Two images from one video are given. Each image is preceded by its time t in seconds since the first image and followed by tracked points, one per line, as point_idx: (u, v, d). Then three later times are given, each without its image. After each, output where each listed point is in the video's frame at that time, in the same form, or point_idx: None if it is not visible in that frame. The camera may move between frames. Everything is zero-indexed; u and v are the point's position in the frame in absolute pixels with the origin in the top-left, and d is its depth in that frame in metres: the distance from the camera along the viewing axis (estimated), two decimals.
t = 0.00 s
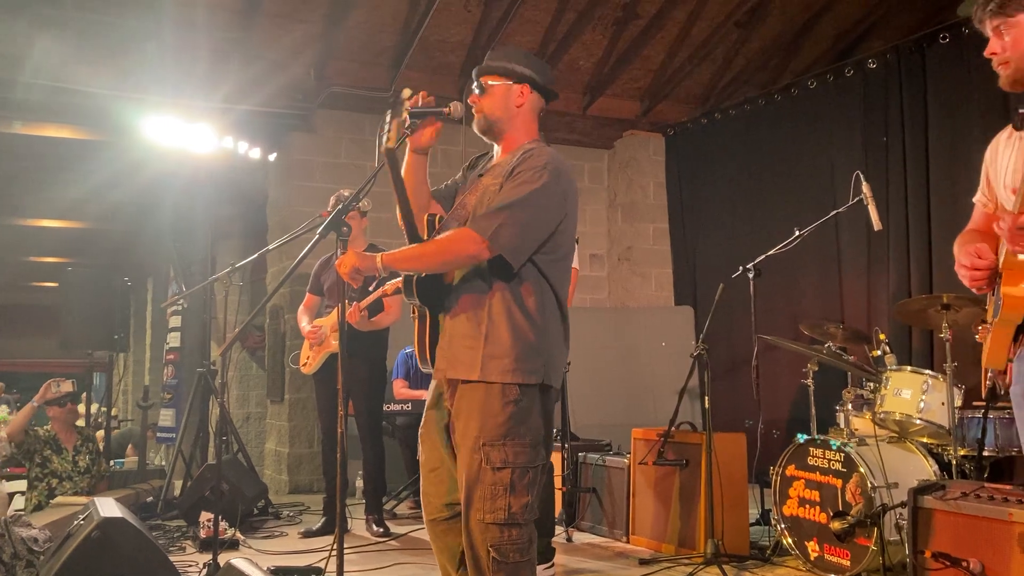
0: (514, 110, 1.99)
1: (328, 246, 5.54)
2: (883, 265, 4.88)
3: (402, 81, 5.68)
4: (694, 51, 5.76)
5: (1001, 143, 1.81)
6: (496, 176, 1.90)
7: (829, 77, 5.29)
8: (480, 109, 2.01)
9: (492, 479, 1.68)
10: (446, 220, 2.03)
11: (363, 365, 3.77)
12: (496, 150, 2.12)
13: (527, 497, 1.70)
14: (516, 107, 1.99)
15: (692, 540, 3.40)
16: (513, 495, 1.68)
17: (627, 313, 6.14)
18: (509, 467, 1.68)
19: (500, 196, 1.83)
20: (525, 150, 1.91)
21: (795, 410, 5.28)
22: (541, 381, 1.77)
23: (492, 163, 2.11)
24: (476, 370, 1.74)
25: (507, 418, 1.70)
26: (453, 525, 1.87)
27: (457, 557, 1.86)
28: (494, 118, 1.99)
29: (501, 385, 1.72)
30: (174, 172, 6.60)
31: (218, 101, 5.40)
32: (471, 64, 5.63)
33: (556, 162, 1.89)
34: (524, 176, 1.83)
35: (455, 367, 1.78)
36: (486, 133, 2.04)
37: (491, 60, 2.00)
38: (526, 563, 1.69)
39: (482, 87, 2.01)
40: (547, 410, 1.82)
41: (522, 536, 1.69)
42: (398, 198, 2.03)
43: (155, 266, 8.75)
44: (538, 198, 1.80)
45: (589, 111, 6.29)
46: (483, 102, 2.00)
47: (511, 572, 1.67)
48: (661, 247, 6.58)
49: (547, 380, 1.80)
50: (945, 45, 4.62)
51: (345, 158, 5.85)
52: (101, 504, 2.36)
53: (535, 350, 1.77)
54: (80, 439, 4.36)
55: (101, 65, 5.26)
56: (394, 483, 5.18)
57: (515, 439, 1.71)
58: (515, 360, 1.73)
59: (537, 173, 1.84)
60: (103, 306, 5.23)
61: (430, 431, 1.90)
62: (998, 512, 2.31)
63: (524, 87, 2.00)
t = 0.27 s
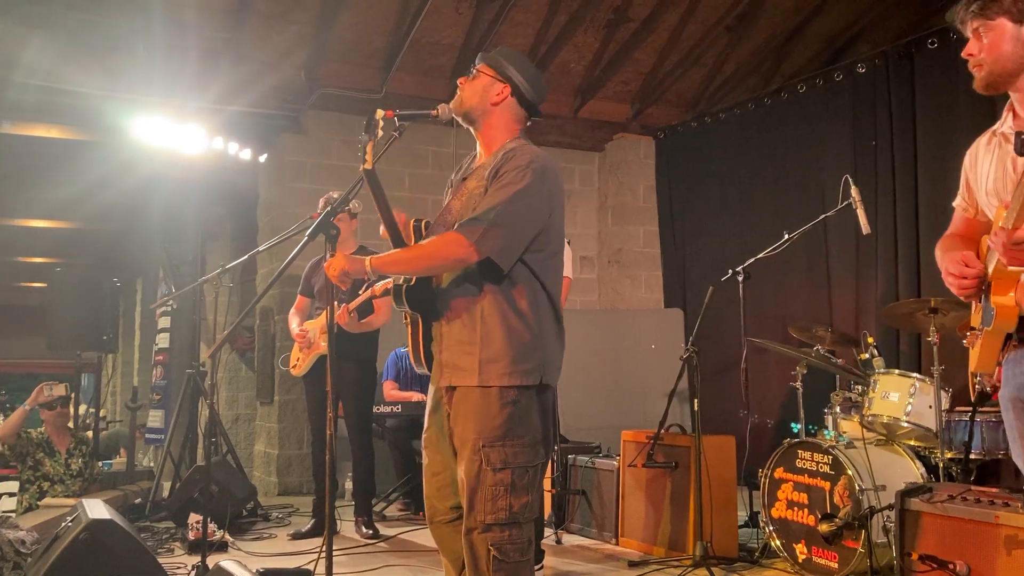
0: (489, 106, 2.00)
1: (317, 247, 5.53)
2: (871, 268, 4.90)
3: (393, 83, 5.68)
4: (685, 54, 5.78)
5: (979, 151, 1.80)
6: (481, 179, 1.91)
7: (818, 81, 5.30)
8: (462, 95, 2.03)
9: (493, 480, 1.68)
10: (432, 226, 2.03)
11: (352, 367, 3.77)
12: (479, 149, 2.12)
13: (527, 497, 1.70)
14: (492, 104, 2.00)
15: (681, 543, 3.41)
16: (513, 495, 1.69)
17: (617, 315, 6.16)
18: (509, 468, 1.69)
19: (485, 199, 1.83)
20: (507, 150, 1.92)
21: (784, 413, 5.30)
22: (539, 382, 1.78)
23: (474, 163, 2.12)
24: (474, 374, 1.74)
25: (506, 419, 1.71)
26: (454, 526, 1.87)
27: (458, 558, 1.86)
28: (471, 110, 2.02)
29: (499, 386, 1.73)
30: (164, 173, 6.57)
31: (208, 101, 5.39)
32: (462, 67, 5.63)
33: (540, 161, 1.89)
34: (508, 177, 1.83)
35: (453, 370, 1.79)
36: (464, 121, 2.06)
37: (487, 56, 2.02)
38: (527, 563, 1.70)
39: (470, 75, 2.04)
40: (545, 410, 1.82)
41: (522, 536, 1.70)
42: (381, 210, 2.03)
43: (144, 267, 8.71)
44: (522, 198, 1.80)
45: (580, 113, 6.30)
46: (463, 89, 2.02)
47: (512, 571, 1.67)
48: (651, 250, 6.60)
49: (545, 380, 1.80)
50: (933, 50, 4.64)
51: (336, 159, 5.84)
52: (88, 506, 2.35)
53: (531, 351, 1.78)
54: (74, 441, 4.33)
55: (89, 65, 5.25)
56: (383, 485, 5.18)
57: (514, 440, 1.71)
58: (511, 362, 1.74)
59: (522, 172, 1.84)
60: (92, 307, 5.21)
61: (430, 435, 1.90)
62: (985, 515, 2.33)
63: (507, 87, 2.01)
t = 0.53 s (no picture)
0: (482, 115, 2.01)
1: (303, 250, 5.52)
2: (855, 273, 4.93)
3: (380, 85, 5.67)
4: (672, 59, 5.79)
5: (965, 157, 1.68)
6: (472, 183, 1.91)
7: (804, 87, 5.30)
8: (455, 108, 2.03)
9: (469, 485, 1.68)
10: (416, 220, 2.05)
11: (338, 370, 3.76)
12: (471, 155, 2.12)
13: (504, 503, 1.70)
14: (485, 112, 2.01)
15: (666, 546, 3.42)
16: (489, 500, 1.68)
17: (604, 319, 6.17)
18: (486, 473, 1.69)
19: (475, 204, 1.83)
20: (499, 157, 1.92)
21: (768, 417, 5.33)
22: (516, 388, 1.78)
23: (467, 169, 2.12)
24: (451, 377, 1.75)
25: (483, 423, 1.71)
26: (430, 530, 1.87)
27: (433, 563, 1.86)
28: (464, 122, 2.02)
29: (477, 391, 1.73)
30: (150, 174, 6.55)
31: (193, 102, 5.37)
32: (449, 70, 5.63)
33: (530, 167, 1.89)
34: (500, 183, 1.83)
35: (429, 372, 1.79)
36: (459, 135, 2.06)
37: (476, 62, 2.02)
38: (503, 569, 1.70)
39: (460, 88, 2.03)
40: (522, 415, 1.83)
41: (498, 541, 1.70)
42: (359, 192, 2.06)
43: (129, 269, 8.67)
44: (512, 204, 1.80)
45: (567, 118, 6.31)
46: (456, 103, 2.02)
47: None
48: (637, 254, 6.62)
49: (523, 387, 1.80)
50: (918, 57, 4.67)
51: (322, 161, 5.83)
52: (72, 509, 2.34)
53: (511, 356, 1.78)
54: (55, 444, 4.31)
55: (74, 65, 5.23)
56: (369, 488, 5.17)
57: (491, 445, 1.71)
58: (488, 367, 1.74)
59: (513, 178, 1.84)
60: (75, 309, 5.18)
61: (407, 438, 1.90)
62: (968, 519, 2.35)
63: (496, 92, 2.01)
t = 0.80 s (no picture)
0: (460, 116, 2.01)
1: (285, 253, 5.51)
2: (834, 279, 4.97)
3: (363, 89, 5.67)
4: (654, 66, 5.82)
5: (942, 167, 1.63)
6: (453, 191, 1.89)
7: (785, 94, 5.37)
8: (433, 109, 2.04)
9: (455, 489, 1.68)
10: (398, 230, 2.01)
11: (319, 375, 3.75)
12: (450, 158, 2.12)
13: (490, 507, 1.71)
14: (463, 112, 2.01)
15: (647, 550, 3.44)
16: (476, 504, 1.69)
17: (585, 323, 6.19)
18: (472, 477, 1.69)
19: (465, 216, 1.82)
20: (477, 160, 1.91)
21: (748, 421, 5.36)
22: (501, 394, 1.78)
23: (444, 173, 2.11)
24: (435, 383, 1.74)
25: (469, 428, 1.71)
26: (418, 535, 1.88)
27: (421, 567, 1.86)
28: (443, 121, 2.02)
29: (462, 396, 1.73)
30: (129, 176, 6.51)
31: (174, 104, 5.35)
32: (432, 74, 5.64)
33: (511, 169, 1.86)
34: (484, 186, 1.83)
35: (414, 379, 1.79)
36: (437, 134, 2.07)
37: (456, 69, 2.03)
38: (490, 572, 1.71)
39: (441, 87, 2.04)
40: (508, 420, 1.83)
41: (485, 545, 1.70)
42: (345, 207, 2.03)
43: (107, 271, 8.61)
44: (500, 209, 1.79)
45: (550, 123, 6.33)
46: (435, 102, 2.03)
47: None
48: (619, 259, 6.64)
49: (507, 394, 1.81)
50: (897, 66, 4.73)
51: (304, 164, 5.83)
52: (47, 514, 2.32)
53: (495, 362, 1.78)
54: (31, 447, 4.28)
55: (53, 66, 5.19)
56: (349, 493, 5.16)
57: (476, 450, 1.72)
58: (473, 372, 1.74)
59: (498, 182, 1.83)
60: (52, 312, 5.14)
61: (392, 443, 1.90)
62: (941, 523, 2.38)
63: (478, 97, 2.02)
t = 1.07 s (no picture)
0: (455, 123, 2.01)
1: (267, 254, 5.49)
2: (815, 283, 5.00)
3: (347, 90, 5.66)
4: (638, 70, 5.83)
5: (932, 162, 1.61)
6: (445, 194, 1.89)
7: (767, 99, 5.37)
8: (422, 114, 2.02)
9: (438, 492, 1.68)
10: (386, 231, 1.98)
11: (300, 376, 3.74)
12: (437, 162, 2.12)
13: (471, 510, 1.71)
14: (458, 120, 2.01)
15: (627, 553, 3.44)
16: (457, 507, 1.69)
17: (568, 326, 6.19)
18: (454, 480, 1.69)
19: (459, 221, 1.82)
20: (470, 165, 1.91)
21: (729, 424, 5.38)
22: (486, 399, 1.79)
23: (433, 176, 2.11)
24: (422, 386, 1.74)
25: (452, 431, 1.72)
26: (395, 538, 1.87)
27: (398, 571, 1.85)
28: (436, 129, 2.00)
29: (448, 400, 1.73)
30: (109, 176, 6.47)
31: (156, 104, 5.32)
32: (416, 76, 5.64)
33: (506, 178, 1.87)
34: (477, 190, 1.83)
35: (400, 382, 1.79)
36: (426, 142, 2.06)
37: (437, 74, 2.04)
38: None
39: (429, 94, 2.03)
40: (490, 426, 1.83)
41: (465, 549, 1.70)
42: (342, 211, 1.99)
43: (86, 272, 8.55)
44: (494, 214, 1.79)
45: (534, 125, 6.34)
46: (425, 109, 2.01)
47: None
48: (601, 262, 6.66)
49: (493, 399, 1.81)
50: (877, 72, 4.76)
51: (286, 165, 5.81)
52: (22, 517, 2.30)
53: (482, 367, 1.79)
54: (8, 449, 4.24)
55: (34, 65, 5.15)
56: (329, 495, 5.14)
57: (459, 453, 1.72)
58: (460, 376, 1.74)
59: (491, 189, 1.83)
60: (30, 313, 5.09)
61: (371, 446, 1.89)
62: (918, 526, 2.41)
63: (468, 102, 2.02)
